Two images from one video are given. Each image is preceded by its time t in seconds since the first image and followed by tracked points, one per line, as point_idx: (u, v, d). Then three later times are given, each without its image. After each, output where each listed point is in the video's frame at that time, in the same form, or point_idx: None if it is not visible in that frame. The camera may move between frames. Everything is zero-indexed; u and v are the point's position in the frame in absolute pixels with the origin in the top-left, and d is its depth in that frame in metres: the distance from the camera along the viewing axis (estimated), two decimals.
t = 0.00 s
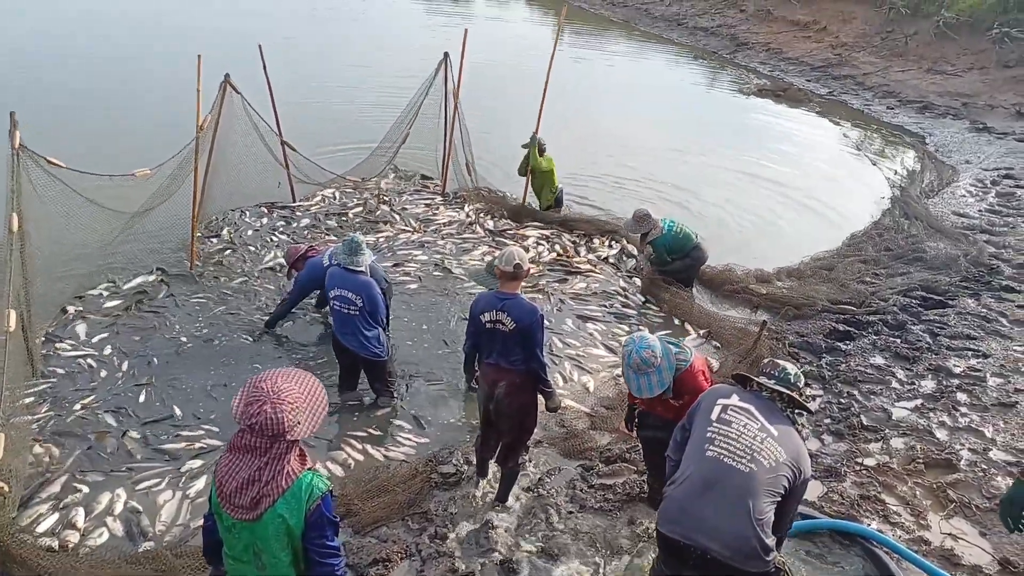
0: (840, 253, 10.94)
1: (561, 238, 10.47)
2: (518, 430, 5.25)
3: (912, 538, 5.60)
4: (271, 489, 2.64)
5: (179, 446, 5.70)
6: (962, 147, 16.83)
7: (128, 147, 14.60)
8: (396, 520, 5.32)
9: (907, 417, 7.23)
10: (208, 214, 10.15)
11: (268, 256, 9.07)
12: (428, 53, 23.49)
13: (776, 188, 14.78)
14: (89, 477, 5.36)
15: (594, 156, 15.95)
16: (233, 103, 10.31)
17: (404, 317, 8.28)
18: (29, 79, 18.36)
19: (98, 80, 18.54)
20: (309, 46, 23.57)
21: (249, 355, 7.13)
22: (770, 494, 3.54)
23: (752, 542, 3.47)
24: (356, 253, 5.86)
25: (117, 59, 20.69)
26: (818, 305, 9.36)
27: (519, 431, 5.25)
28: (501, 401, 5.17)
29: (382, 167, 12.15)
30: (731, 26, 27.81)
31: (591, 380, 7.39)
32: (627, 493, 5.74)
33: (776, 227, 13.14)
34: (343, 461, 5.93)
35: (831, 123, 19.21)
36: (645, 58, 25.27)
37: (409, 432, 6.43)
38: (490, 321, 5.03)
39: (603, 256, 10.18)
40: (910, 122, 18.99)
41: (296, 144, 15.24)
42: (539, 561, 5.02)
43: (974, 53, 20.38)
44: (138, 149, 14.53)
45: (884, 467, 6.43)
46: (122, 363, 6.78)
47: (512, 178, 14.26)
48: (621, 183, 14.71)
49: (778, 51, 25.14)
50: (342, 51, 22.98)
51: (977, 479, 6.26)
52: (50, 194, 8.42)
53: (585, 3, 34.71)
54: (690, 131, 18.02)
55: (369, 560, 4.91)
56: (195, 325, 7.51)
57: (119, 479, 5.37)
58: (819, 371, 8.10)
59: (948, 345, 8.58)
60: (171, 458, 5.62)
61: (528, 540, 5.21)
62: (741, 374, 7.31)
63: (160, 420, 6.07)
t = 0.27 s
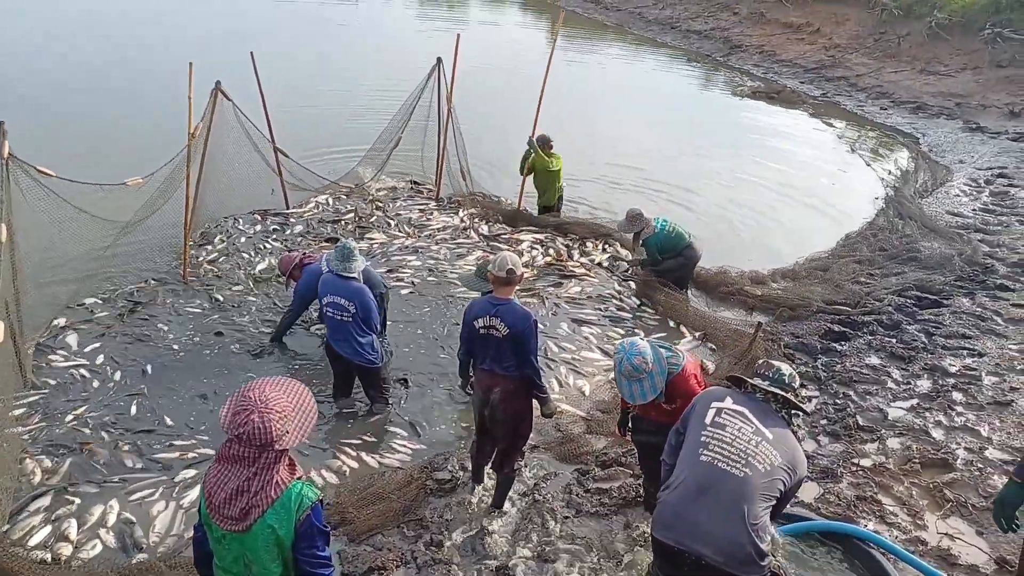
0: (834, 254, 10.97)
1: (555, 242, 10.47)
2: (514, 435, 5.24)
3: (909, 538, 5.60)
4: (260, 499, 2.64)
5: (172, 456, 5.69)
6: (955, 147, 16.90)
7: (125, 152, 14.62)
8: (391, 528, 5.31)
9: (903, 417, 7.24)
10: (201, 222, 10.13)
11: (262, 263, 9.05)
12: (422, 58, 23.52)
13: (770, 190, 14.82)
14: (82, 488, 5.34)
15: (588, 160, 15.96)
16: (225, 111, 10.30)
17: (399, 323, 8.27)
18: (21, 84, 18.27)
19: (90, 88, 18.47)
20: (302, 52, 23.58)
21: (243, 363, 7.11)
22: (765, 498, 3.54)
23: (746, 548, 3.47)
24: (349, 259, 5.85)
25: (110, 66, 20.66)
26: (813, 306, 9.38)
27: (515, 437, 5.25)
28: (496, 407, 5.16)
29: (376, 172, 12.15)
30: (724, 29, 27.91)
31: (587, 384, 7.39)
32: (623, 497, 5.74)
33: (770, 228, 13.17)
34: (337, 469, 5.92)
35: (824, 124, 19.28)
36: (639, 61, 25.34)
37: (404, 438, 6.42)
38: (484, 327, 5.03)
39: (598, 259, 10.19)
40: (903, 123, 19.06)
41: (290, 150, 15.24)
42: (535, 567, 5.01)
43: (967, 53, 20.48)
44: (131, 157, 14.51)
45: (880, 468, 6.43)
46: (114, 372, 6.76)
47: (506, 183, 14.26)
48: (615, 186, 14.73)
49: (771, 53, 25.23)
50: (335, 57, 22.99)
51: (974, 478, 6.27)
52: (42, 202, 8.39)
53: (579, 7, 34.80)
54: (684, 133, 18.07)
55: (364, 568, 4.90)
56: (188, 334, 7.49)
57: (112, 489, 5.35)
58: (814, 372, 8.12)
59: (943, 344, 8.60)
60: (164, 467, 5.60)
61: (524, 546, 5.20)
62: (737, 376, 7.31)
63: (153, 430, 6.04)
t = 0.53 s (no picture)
0: (833, 248, 10.99)
1: (554, 240, 10.51)
2: (514, 435, 5.28)
3: (912, 532, 5.64)
4: (263, 502, 2.67)
5: (175, 460, 5.73)
6: (955, 137, 16.90)
7: (127, 157, 14.71)
8: (395, 528, 5.35)
9: (905, 411, 7.27)
10: (200, 226, 10.18)
11: (261, 266, 9.09)
12: (419, 57, 23.52)
13: (768, 184, 14.84)
14: (87, 492, 5.38)
15: (586, 157, 15.95)
16: (222, 115, 10.34)
17: (399, 324, 8.31)
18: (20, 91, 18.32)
19: (87, 93, 18.50)
20: (299, 53, 23.58)
21: (243, 366, 7.15)
22: (767, 493, 3.57)
23: (749, 542, 3.51)
24: (348, 261, 5.90)
25: (107, 71, 20.69)
26: (813, 301, 9.41)
27: (516, 436, 5.28)
28: (496, 408, 5.20)
29: (374, 172, 12.17)
30: (720, 21, 27.89)
31: (587, 382, 7.43)
32: (624, 494, 5.78)
33: (768, 223, 13.20)
34: (340, 470, 5.96)
35: (821, 117, 19.28)
36: (635, 56, 25.33)
37: (406, 438, 6.46)
38: (483, 327, 5.06)
39: (596, 257, 10.22)
40: (902, 114, 19.05)
41: (288, 152, 15.28)
42: (539, 565, 5.05)
43: (965, 42, 20.46)
44: (130, 161, 14.55)
45: (882, 462, 6.47)
46: (116, 377, 6.80)
47: (505, 181, 14.29)
48: (614, 183, 14.76)
49: (768, 46, 25.21)
50: (332, 58, 23.00)
51: (977, 471, 6.30)
52: (42, 209, 8.44)
53: (574, 2, 34.77)
54: (681, 128, 18.09)
55: (368, 568, 4.94)
56: (189, 338, 7.54)
57: (116, 493, 5.39)
58: (815, 366, 8.15)
59: (944, 337, 8.63)
60: (168, 471, 5.64)
61: (526, 544, 5.24)
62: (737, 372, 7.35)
63: (155, 434, 6.08)
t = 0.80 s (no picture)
0: (828, 245, 11.01)
1: (551, 239, 10.48)
2: (514, 434, 5.25)
3: (907, 526, 5.64)
4: (262, 502, 2.64)
5: (170, 461, 5.68)
6: (948, 136, 16.96)
7: (121, 156, 14.63)
8: (392, 527, 5.31)
9: (899, 406, 7.28)
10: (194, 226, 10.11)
11: (256, 265, 9.03)
12: (414, 56, 23.46)
13: (763, 183, 14.87)
14: (80, 495, 5.33)
15: (583, 155, 15.94)
16: (216, 113, 10.28)
17: (396, 323, 8.27)
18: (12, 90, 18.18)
19: (80, 92, 18.40)
20: (294, 52, 23.49)
21: (239, 366, 7.10)
22: (765, 487, 3.55)
23: (748, 537, 3.49)
24: (345, 260, 5.86)
25: (100, 70, 20.56)
26: (808, 298, 9.42)
27: (517, 435, 5.26)
28: (496, 407, 5.17)
29: (369, 171, 12.13)
30: (716, 21, 27.92)
31: (584, 380, 7.40)
32: (623, 491, 5.76)
33: (764, 221, 13.21)
34: (337, 469, 5.93)
35: (816, 116, 19.32)
36: (631, 55, 25.33)
37: (404, 437, 6.43)
38: (482, 326, 5.03)
39: (593, 255, 10.20)
40: (895, 113, 19.12)
41: (283, 150, 15.20)
42: (537, 563, 5.03)
43: (958, 42, 20.55)
44: (123, 160, 14.46)
45: (877, 457, 6.47)
46: (110, 378, 6.74)
47: (501, 179, 14.25)
48: (610, 181, 14.74)
49: (763, 45, 25.24)
50: (327, 57, 22.92)
51: (969, 464, 6.31)
52: (34, 208, 8.37)
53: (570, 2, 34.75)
54: (677, 127, 18.10)
55: (365, 567, 4.91)
56: (184, 337, 7.49)
57: (110, 496, 5.34)
58: (811, 363, 8.15)
59: (937, 333, 8.65)
60: (163, 472, 5.60)
61: (525, 542, 5.22)
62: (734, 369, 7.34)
63: (149, 436, 6.02)
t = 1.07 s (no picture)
0: (822, 237, 11.05)
1: (546, 235, 10.50)
2: (516, 431, 5.26)
3: (907, 514, 5.68)
4: (274, 502, 2.65)
5: (173, 463, 5.69)
6: (938, 125, 17.03)
7: (114, 160, 14.57)
8: (396, 526, 5.33)
9: (896, 396, 7.32)
10: (188, 228, 10.08)
11: (252, 268, 9.01)
12: (404, 53, 23.40)
13: (757, 175, 14.91)
14: (84, 500, 5.32)
15: (577, 151, 15.96)
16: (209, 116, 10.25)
17: (393, 323, 8.27)
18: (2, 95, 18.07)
19: (71, 96, 18.30)
20: (283, 51, 23.40)
21: (238, 368, 7.10)
22: (770, 480, 3.58)
23: (753, 530, 3.51)
24: (342, 260, 5.86)
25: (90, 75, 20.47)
26: (804, 290, 9.46)
27: (519, 432, 5.27)
28: (497, 404, 5.18)
29: (363, 171, 12.13)
30: (704, 13, 27.93)
31: (583, 376, 7.43)
32: (625, 485, 5.78)
33: (759, 213, 13.26)
34: (339, 469, 5.95)
35: (807, 107, 19.37)
36: (620, 49, 25.32)
37: (405, 436, 6.44)
38: (483, 324, 5.05)
39: (589, 251, 10.22)
40: (885, 103, 19.18)
41: (275, 150, 15.15)
42: (542, 558, 5.05)
43: (946, 31, 20.60)
44: (115, 164, 14.39)
45: (876, 446, 6.51)
46: (110, 382, 6.73)
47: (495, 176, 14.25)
48: (604, 175, 14.76)
49: (752, 37, 25.27)
50: (317, 56, 22.84)
51: (968, 452, 6.36)
52: (28, 214, 8.34)
53: None
54: (669, 121, 18.12)
55: (371, 565, 4.92)
56: (181, 341, 7.47)
57: (114, 499, 5.34)
58: (808, 355, 8.19)
59: (933, 322, 8.70)
60: (166, 475, 5.60)
61: (529, 538, 5.24)
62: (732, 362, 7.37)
63: (150, 439, 6.02)
